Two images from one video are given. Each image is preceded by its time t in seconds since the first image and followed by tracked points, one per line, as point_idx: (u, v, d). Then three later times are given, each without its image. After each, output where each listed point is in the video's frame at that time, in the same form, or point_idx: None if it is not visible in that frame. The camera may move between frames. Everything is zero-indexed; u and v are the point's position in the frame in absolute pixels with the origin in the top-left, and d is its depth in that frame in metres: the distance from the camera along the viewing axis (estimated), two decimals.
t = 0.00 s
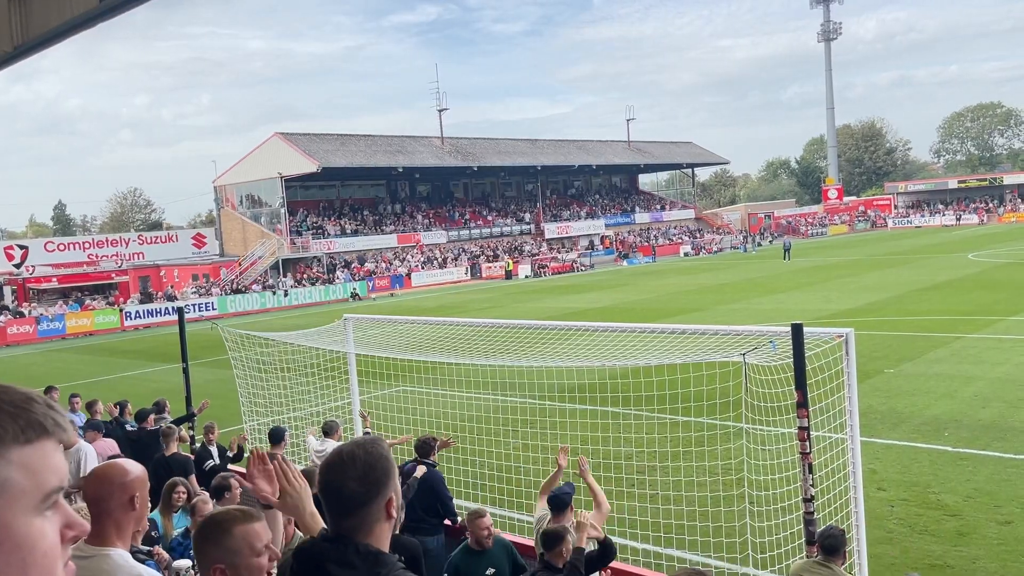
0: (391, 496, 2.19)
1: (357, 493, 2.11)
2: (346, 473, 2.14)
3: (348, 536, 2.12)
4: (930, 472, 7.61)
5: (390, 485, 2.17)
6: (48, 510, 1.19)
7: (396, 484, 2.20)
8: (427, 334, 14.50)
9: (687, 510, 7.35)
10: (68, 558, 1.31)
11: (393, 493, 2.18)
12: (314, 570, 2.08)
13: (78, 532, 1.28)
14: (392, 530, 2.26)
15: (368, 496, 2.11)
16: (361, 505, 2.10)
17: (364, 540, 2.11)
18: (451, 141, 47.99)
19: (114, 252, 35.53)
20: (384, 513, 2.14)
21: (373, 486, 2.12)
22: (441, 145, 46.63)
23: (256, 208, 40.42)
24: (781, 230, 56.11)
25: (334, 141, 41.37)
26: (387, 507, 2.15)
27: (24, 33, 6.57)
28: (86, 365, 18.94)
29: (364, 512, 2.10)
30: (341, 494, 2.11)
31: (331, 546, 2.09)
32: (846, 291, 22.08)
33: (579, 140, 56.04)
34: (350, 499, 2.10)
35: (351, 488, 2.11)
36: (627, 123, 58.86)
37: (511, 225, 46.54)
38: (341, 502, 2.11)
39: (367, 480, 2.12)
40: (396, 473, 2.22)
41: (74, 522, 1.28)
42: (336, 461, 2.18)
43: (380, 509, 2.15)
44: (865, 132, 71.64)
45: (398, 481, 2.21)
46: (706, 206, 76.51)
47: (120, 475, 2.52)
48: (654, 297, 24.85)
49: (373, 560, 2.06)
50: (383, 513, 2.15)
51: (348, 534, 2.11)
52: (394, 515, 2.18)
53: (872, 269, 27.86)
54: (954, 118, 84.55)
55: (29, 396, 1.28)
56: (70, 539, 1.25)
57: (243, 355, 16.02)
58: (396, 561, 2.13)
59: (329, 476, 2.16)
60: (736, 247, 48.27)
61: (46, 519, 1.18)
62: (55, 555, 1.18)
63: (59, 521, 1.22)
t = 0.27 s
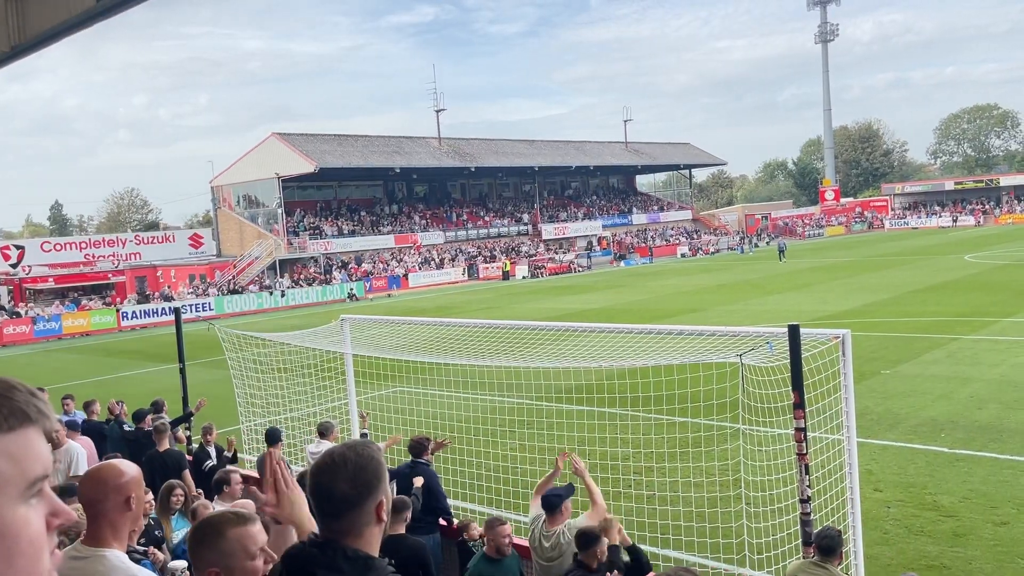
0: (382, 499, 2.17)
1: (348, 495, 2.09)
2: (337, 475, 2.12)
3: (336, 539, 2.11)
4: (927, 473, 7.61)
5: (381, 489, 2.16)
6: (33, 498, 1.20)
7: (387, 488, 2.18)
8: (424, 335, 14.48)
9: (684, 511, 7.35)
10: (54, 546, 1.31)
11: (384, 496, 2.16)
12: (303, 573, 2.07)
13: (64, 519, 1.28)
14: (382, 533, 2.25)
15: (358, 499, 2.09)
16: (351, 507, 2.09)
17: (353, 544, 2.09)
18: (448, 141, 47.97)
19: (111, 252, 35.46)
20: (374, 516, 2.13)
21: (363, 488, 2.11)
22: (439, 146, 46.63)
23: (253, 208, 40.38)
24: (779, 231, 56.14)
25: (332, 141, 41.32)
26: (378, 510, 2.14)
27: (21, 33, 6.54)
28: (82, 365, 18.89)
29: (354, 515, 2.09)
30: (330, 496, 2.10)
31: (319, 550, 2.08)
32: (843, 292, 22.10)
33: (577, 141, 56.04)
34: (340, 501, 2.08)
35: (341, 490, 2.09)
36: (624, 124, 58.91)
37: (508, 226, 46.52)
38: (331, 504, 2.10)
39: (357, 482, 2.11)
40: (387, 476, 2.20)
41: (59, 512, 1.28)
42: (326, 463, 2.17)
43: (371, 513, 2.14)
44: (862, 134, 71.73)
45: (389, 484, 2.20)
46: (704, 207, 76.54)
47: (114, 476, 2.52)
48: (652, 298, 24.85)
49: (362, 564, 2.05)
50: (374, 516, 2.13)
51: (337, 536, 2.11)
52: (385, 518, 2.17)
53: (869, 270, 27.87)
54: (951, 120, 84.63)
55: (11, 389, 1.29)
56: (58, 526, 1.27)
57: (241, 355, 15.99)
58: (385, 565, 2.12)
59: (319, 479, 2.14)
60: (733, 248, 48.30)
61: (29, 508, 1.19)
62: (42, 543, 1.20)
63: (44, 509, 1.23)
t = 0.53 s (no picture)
0: (378, 498, 2.17)
1: (345, 491, 2.08)
2: (334, 472, 2.11)
3: (331, 537, 2.09)
4: (923, 474, 7.61)
5: (376, 486, 2.15)
6: (24, 499, 1.25)
7: (382, 486, 2.17)
8: (421, 336, 14.47)
9: (680, 511, 7.35)
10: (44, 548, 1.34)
11: (380, 495, 2.15)
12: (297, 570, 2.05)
13: (57, 519, 1.32)
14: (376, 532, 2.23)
15: (355, 495, 2.08)
16: (347, 504, 2.07)
17: (348, 540, 2.08)
18: (446, 142, 47.98)
19: (107, 252, 35.42)
20: (370, 513, 2.12)
21: (359, 484, 2.10)
22: (436, 146, 46.63)
23: (250, 209, 40.37)
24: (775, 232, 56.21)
25: (329, 141, 41.28)
26: (373, 509, 2.13)
27: (19, 34, 6.53)
28: (78, 366, 18.84)
29: (350, 511, 2.08)
30: (326, 492, 2.08)
31: (314, 546, 2.06)
32: (839, 294, 22.13)
33: (574, 142, 56.09)
34: (336, 498, 2.07)
35: (337, 486, 2.08)
36: (621, 125, 58.93)
37: (505, 227, 46.55)
38: (328, 499, 2.08)
39: (354, 478, 2.10)
40: (383, 475, 2.19)
41: (50, 511, 1.30)
42: (322, 460, 2.15)
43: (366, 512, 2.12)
44: (859, 135, 71.87)
45: (384, 482, 2.19)
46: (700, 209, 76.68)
47: (109, 478, 2.50)
48: (648, 299, 24.88)
49: (357, 562, 2.04)
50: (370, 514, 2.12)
51: (332, 534, 2.09)
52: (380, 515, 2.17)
53: (866, 271, 27.91)
54: (947, 121, 84.92)
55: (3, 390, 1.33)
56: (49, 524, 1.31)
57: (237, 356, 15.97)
58: (379, 563, 2.11)
59: (315, 475, 2.13)
60: (730, 249, 48.33)
61: (22, 508, 1.24)
62: (33, 544, 1.24)
63: (35, 509, 1.27)
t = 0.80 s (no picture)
0: (372, 499, 2.16)
1: (340, 490, 2.07)
2: (329, 470, 2.10)
3: (325, 535, 2.08)
4: (918, 475, 7.63)
5: (370, 485, 2.14)
6: (7, 504, 1.24)
7: (376, 485, 2.17)
8: (417, 337, 14.46)
9: (675, 512, 7.35)
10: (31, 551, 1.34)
11: (374, 496, 2.15)
12: (289, 569, 2.04)
13: (41, 524, 1.32)
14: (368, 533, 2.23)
15: (350, 494, 2.08)
16: (342, 503, 2.07)
17: (341, 541, 2.07)
18: (442, 142, 47.98)
19: (102, 252, 35.33)
20: (364, 514, 2.11)
21: (354, 483, 2.10)
22: (432, 147, 46.61)
23: (246, 209, 40.33)
24: (771, 234, 56.30)
25: (325, 142, 41.24)
26: (367, 509, 2.12)
27: (15, 34, 6.53)
28: (73, 366, 18.78)
29: (344, 511, 2.07)
30: (321, 491, 2.07)
31: (309, 544, 2.05)
32: (835, 295, 22.18)
33: (570, 143, 56.13)
34: (331, 496, 2.06)
35: (332, 484, 2.07)
36: (617, 126, 58.99)
37: (501, 228, 46.57)
38: (322, 498, 2.07)
39: (349, 477, 2.09)
40: (377, 474, 2.19)
41: (34, 516, 1.30)
42: (316, 459, 2.15)
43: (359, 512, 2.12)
44: (855, 137, 72.04)
45: (378, 483, 2.18)
46: (697, 210, 76.79)
47: (105, 479, 2.50)
48: (645, 300, 24.91)
49: (350, 562, 2.03)
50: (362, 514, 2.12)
51: (325, 534, 2.08)
52: (373, 516, 2.16)
53: (861, 273, 27.98)
54: (943, 123, 85.15)
55: None
56: (32, 531, 1.31)
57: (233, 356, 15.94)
58: (372, 564, 2.10)
59: (309, 473, 2.12)
60: (726, 250, 48.40)
61: (6, 512, 1.24)
62: (15, 548, 1.23)
63: (20, 513, 1.27)
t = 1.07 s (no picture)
0: (358, 500, 2.15)
1: (328, 490, 2.07)
2: (317, 470, 2.09)
3: (311, 540, 2.06)
4: (913, 476, 7.64)
5: (357, 489, 2.13)
6: None
7: (362, 488, 2.16)
8: (414, 338, 14.42)
9: (671, 514, 7.34)
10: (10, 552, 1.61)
11: (361, 498, 2.14)
12: (272, 572, 2.02)
13: (17, 528, 1.60)
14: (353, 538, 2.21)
15: (338, 495, 2.07)
16: (329, 504, 2.06)
17: (327, 543, 2.05)
18: (438, 143, 47.97)
19: (98, 252, 35.21)
20: (351, 515, 2.10)
21: (341, 484, 2.09)
22: (429, 148, 46.59)
23: (242, 209, 40.30)
24: (767, 235, 56.38)
25: (321, 142, 41.19)
26: (354, 511, 2.11)
27: (10, 33, 6.51)
28: (67, 367, 18.70)
29: (332, 511, 2.06)
30: (310, 491, 2.06)
31: (291, 549, 2.02)
32: (831, 296, 22.21)
33: (566, 144, 56.15)
34: (319, 496, 2.06)
35: (320, 484, 2.06)
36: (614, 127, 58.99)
37: (497, 229, 46.56)
38: (308, 499, 2.06)
39: (337, 477, 2.09)
40: (363, 476, 2.18)
41: (10, 521, 1.58)
42: (303, 460, 2.14)
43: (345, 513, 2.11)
44: (851, 138, 72.21)
45: (365, 484, 2.18)
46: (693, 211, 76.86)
47: (102, 479, 2.47)
48: (641, 301, 24.91)
49: (334, 564, 2.01)
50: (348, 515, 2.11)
51: (311, 537, 2.06)
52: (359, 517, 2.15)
53: (858, 274, 28.03)
54: (939, 125, 85.39)
55: None
56: (11, 534, 1.59)
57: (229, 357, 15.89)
58: (356, 568, 2.07)
59: (297, 475, 2.10)
60: (722, 251, 48.46)
61: None
62: None
63: None
